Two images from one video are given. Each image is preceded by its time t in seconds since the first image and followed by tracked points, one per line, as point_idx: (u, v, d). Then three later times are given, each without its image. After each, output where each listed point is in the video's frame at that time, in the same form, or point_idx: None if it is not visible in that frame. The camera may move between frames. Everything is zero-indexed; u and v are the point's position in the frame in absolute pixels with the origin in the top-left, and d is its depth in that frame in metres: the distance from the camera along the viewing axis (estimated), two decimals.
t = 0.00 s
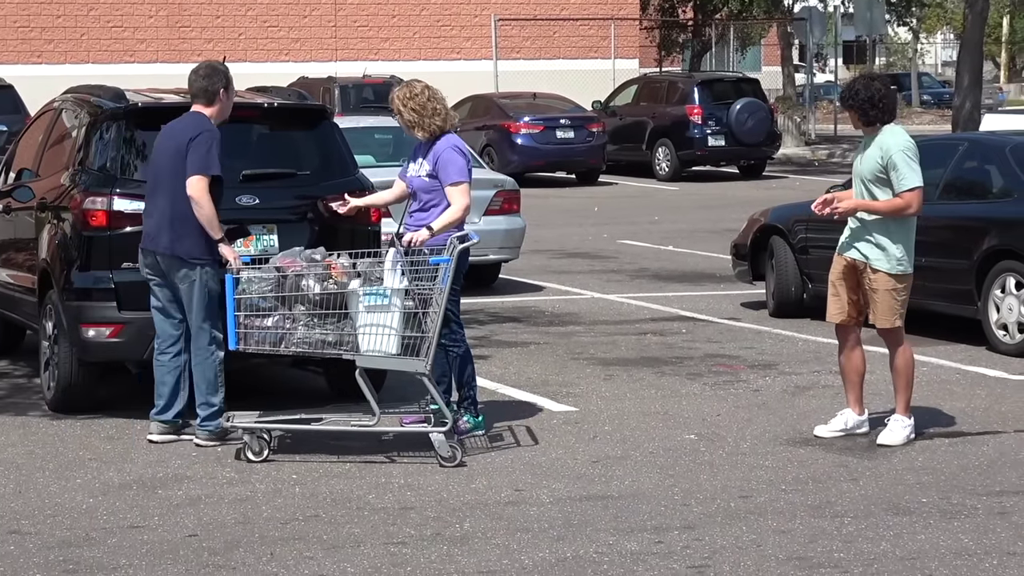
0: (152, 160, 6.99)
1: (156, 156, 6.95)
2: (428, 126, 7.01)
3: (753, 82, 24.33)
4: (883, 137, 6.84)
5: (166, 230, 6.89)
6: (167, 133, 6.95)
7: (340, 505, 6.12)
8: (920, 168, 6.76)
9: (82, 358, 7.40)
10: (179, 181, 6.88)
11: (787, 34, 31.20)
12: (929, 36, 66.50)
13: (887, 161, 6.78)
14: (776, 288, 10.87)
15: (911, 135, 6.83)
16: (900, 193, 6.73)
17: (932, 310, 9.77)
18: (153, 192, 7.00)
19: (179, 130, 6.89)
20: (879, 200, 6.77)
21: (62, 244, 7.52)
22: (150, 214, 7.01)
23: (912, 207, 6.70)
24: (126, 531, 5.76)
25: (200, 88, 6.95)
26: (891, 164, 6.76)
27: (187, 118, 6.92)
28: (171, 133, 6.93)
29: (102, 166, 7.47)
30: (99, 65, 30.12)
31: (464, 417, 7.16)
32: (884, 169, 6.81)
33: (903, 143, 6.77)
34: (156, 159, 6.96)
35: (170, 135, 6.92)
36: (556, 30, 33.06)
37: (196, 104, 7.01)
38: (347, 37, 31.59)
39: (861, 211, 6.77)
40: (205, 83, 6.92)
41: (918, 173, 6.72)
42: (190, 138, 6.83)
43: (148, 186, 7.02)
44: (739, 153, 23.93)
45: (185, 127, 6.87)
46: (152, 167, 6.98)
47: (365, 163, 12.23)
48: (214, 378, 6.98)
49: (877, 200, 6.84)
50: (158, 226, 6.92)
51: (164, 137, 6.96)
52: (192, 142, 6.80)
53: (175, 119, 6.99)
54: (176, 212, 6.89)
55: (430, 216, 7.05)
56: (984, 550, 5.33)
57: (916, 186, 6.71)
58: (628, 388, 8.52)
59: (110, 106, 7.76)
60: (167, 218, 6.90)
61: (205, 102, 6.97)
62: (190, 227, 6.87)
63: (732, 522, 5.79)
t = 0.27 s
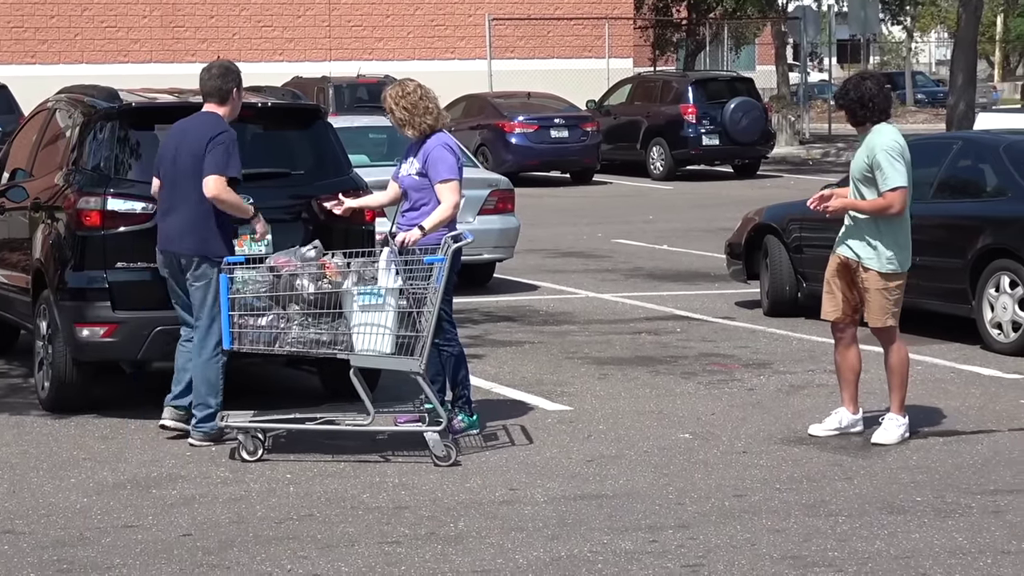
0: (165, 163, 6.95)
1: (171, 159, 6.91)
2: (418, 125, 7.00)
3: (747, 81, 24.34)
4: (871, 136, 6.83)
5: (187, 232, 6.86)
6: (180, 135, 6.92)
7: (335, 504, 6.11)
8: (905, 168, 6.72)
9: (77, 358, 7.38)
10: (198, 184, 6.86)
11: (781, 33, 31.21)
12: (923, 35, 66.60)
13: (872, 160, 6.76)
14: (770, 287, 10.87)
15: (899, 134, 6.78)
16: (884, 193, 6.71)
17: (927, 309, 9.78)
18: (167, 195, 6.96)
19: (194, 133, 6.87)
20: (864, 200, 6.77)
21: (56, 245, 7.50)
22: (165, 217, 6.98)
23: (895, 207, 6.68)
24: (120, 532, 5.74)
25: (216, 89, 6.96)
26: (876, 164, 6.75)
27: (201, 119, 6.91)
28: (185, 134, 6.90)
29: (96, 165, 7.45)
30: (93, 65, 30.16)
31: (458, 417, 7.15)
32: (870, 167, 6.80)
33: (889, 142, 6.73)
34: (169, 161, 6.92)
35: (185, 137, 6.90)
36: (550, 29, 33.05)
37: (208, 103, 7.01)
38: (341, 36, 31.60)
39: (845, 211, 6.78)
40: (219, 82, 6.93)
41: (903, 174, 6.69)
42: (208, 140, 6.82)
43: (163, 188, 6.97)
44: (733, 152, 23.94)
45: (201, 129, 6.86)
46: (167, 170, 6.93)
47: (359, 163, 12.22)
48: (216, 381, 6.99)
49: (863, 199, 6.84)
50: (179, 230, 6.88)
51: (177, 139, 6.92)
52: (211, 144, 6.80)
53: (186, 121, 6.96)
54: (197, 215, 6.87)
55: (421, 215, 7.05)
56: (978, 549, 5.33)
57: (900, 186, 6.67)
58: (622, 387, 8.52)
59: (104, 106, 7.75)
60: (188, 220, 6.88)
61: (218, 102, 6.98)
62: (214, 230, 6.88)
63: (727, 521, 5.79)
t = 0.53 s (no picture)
0: (169, 167, 6.87)
1: (178, 162, 6.85)
2: (401, 124, 6.99)
3: (735, 81, 24.35)
4: (861, 135, 6.82)
5: (201, 235, 6.82)
6: (186, 138, 6.89)
7: (322, 505, 6.10)
8: (892, 168, 6.72)
9: (64, 359, 7.35)
10: (211, 188, 6.85)
11: (769, 33, 31.23)
12: (912, 34, 66.74)
13: (861, 159, 6.77)
14: (758, 286, 10.87)
15: (889, 134, 6.78)
16: (870, 192, 6.72)
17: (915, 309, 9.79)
18: (172, 198, 6.89)
19: (205, 136, 6.87)
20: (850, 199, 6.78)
21: (44, 246, 7.48)
22: (171, 221, 6.90)
23: (879, 207, 6.69)
24: (107, 533, 5.72)
25: (207, 90, 6.93)
26: (864, 163, 6.75)
27: (209, 123, 6.92)
28: (192, 138, 6.88)
29: (83, 167, 7.43)
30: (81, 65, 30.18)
31: (446, 417, 7.15)
32: (858, 166, 6.80)
33: (877, 142, 6.74)
34: (176, 165, 6.86)
35: (192, 140, 6.88)
36: (538, 29, 33.05)
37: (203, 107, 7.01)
38: (329, 36, 31.61)
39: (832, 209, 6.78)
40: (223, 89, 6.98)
41: (889, 174, 6.69)
42: (223, 143, 6.85)
43: (166, 192, 6.89)
44: (721, 152, 23.95)
45: (213, 132, 6.88)
46: (173, 174, 6.86)
47: (346, 163, 12.19)
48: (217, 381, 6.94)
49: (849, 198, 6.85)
50: (192, 233, 6.82)
51: (182, 142, 6.88)
52: (227, 147, 6.84)
53: (190, 125, 6.93)
54: (211, 217, 6.85)
55: (407, 215, 7.04)
56: (965, 548, 5.33)
57: (886, 186, 6.68)
58: (610, 387, 8.51)
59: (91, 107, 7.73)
60: (201, 223, 6.83)
61: (214, 103, 6.97)
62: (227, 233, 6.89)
63: (715, 521, 5.79)
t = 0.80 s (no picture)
0: (183, 166, 6.86)
1: (194, 161, 6.86)
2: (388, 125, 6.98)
3: (722, 81, 24.38)
4: (856, 135, 6.84)
5: (220, 233, 6.86)
6: (198, 137, 6.89)
7: (310, 506, 6.08)
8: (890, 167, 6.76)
9: (52, 360, 7.33)
10: (227, 187, 6.89)
11: (756, 33, 31.26)
12: (899, 34, 66.87)
13: (859, 157, 6.78)
14: (745, 286, 10.88)
15: (882, 134, 6.84)
16: (870, 190, 6.73)
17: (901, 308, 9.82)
18: (185, 197, 6.88)
19: (219, 134, 6.90)
20: (849, 199, 6.78)
21: (30, 246, 7.45)
22: (184, 219, 6.88)
23: (880, 205, 6.71)
24: (95, 534, 5.70)
25: (208, 89, 6.95)
26: (863, 161, 6.76)
27: (222, 122, 6.96)
28: (205, 136, 6.89)
29: (70, 167, 7.40)
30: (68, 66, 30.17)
31: (434, 417, 7.15)
32: (855, 165, 6.81)
33: (875, 141, 6.77)
34: (191, 164, 6.86)
35: (206, 139, 6.89)
36: (525, 29, 33.04)
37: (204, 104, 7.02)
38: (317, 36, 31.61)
39: (833, 208, 6.76)
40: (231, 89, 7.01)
41: (889, 172, 6.73)
42: (238, 142, 6.90)
43: (180, 191, 6.88)
44: (709, 152, 23.97)
45: (227, 131, 6.91)
46: (188, 172, 6.85)
47: (333, 164, 12.17)
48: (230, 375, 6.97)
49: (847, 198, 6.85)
50: (211, 232, 6.85)
51: (196, 140, 6.88)
52: (243, 146, 6.90)
53: (201, 124, 6.94)
54: (229, 216, 6.89)
55: (395, 217, 7.02)
56: (953, 548, 5.34)
57: (886, 184, 6.71)
58: (598, 387, 8.51)
59: (78, 106, 7.71)
60: (219, 222, 6.86)
61: (216, 101, 6.99)
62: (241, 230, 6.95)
63: (703, 520, 5.78)
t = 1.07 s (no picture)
0: (211, 168, 6.82)
1: (222, 162, 6.83)
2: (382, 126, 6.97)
3: (713, 81, 24.40)
4: (851, 135, 6.85)
5: (246, 236, 6.86)
6: (225, 139, 6.87)
7: (302, 507, 6.06)
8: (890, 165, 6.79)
9: (43, 362, 7.30)
10: (253, 191, 6.90)
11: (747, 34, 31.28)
12: (888, 34, 67.00)
13: (859, 158, 6.79)
14: (737, 287, 10.88)
15: (877, 134, 6.87)
16: (873, 189, 6.74)
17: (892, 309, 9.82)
18: (211, 198, 6.83)
19: (246, 138, 6.91)
20: (851, 199, 6.77)
21: (21, 248, 7.42)
22: (209, 220, 6.82)
23: (886, 203, 6.72)
24: (87, 536, 5.68)
25: (225, 92, 6.98)
26: (863, 161, 6.78)
27: (243, 125, 6.98)
28: (231, 138, 6.88)
29: (61, 169, 7.37)
30: (58, 68, 30.18)
31: (427, 419, 7.15)
32: (854, 165, 6.82)
33: (873, 140, 6.79)
34: (219, 165, 6.82)
35: (233, 141, 6.88)
36: (516, 30, 33.05)
37: (219, 107, 7.01)
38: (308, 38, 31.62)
39: (836, 210, 6.74)
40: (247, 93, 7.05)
41: (891, 170, 6.75)
42: (264, 145, 6.94)
43: (206, 192, 6.83)
44: (700, 152, 23.98)
45: (253, 134, 6.94)
46: (215, 173, 6.82)
47: (324, 165, 12.15)
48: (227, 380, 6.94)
49: (847, 199, 6.84)
50: (239, 234, 6.84)
51: (222, 142, 6.86)
52: (269, 149, 6.95)
53: (223, 125, 6.92)
54: (253, 217, 6.91)
55: (389, 220, 7.01)
56: (945, 548, 5.34)
57: (889, 183, 6.73)
58: (590, 387, 8.51)
59: (68, 108, 7.67)
60: (247, 224, 6.87)
61: (233, 104, 7.01)
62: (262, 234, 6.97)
63: (695, 521, 5.78)
